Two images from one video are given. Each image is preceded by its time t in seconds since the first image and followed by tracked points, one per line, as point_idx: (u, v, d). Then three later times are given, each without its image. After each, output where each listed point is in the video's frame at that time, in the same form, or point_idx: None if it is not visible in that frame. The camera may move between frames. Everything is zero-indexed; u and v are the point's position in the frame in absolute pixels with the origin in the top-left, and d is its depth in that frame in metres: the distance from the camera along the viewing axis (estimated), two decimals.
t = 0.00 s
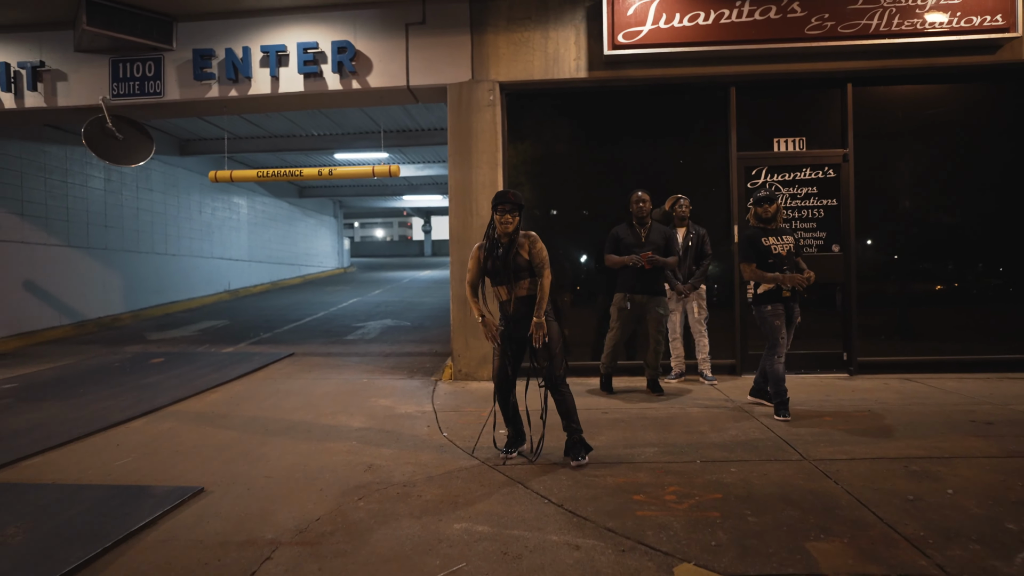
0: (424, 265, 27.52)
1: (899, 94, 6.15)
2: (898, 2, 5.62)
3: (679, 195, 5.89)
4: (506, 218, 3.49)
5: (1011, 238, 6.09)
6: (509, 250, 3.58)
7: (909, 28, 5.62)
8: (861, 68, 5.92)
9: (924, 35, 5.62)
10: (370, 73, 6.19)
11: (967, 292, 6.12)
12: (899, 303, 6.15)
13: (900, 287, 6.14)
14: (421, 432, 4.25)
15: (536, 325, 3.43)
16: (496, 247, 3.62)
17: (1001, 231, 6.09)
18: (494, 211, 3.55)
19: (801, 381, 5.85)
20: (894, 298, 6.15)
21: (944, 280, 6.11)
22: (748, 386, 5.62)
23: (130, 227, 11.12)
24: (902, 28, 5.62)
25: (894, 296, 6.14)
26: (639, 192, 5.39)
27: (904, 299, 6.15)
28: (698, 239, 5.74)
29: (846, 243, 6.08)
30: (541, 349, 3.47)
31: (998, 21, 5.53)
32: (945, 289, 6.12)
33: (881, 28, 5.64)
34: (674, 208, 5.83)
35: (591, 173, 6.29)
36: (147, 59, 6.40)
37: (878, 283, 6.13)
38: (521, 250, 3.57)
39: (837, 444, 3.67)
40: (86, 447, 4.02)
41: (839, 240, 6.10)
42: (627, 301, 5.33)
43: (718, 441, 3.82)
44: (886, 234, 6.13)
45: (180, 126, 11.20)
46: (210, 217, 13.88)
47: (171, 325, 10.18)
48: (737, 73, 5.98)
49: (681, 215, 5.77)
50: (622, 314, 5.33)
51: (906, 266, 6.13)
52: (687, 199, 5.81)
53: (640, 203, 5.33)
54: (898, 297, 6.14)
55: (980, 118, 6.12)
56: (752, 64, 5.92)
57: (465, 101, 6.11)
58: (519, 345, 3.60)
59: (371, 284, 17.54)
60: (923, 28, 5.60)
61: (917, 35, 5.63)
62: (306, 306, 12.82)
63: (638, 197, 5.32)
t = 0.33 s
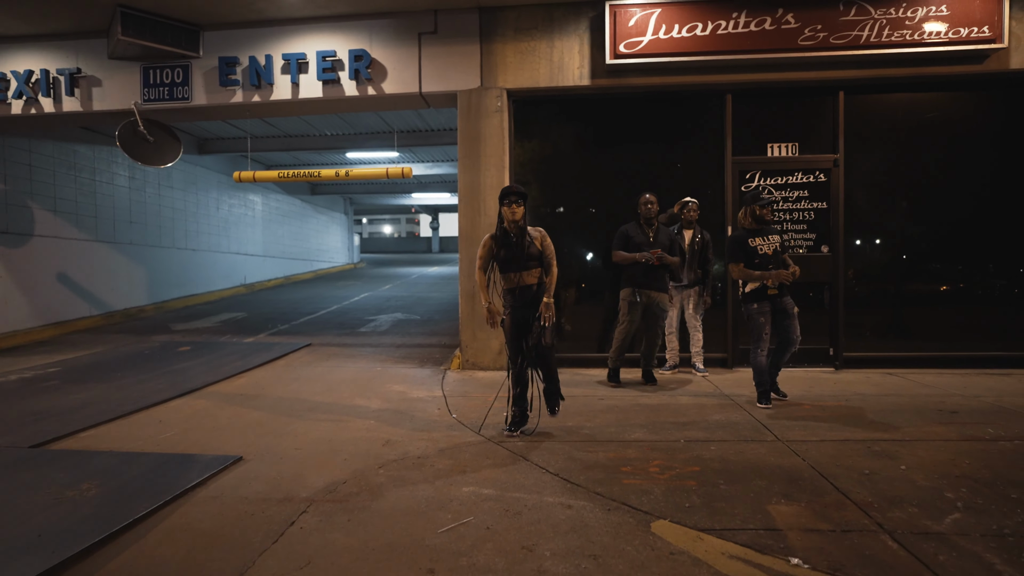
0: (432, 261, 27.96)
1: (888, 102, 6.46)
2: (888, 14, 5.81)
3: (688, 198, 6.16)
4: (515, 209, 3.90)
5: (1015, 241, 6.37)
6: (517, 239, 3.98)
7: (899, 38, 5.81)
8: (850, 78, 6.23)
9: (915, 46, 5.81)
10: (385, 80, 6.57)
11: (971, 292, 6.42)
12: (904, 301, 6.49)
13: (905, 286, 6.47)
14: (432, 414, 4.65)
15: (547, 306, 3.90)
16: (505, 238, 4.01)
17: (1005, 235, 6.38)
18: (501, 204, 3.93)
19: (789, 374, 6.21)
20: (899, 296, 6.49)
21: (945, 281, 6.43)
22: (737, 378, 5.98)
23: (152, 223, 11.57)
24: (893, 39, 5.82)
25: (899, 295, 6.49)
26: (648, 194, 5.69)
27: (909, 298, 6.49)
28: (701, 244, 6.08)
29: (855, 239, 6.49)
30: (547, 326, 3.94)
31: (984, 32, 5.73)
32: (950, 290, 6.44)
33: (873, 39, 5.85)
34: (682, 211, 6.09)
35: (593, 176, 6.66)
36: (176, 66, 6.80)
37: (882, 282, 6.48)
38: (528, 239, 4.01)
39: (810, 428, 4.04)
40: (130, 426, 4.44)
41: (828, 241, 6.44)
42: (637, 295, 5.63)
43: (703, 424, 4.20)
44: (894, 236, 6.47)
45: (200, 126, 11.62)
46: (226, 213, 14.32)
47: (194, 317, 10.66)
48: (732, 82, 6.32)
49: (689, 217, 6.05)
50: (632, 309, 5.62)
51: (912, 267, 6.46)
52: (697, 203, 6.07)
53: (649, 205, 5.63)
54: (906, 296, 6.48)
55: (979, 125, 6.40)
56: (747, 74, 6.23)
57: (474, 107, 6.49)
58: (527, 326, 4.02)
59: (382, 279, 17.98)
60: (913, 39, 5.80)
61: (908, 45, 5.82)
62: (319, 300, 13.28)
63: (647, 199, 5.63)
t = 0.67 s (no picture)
0: (437, 259, 28.33)
1: (874, 111, 6.77)
2: (873, 29, 6.12)
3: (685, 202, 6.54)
4: (535, 217, 4.32)
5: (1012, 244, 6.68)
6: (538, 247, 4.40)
7: (883, 52, 6.12)
8: (838, 89, 6.54)
9: (895, 60, 6.14)
10: (396, 89, 6.92)
11: (967, 292, 6.74)
12: (902, 299, 6.82)
13: (905, 284, 6.80)
14: (441, 405, 5.00)
15: (558, 306, 4.32)
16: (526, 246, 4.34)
17: (1002, 238, 6.69)
18: (519, 211, 4.33)
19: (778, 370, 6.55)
20: (900, 294, 6.82)
21: (938, 280, 6.77)
22: (727, 374, 6.34)
23: (167, 222, 11.94)
24: (875, 53, 6.13)
25: (898, 292, 6.82)
26: (646, 200, 6.04)
27: (907, 296, 6.82)
28: (700, 246, 6.34)
29: (857, 237, 6.82)
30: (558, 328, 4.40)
31: (962, 47, 6.02)
32: (949, 288, 6.76)
33: (857, 53, 6.16)
34: (680, 213, 6.48)
35: (593, 180, 6.99)
36: (197, 74, 7.15)
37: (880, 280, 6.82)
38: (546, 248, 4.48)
39: (789, 419, 4.39)
40: (163, 415, 4.80)
41: (815, 244, 6.77)
42: (643, 292, 5.93)
43: (692, 415, 4.55)
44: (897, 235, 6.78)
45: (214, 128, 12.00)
46: (237, 211, 14.69)
47: (209, 313, 11.05)
48: (725, 92, 6.64)
49: (688, 220, 6.44)
50: (637, 305, 5.92)
51: (914, 265, 6.78)
52: (694, 207, 6.47)
53: (647, 211, 5.99)
54: (905, 293, 6.81)
55: (976, 133, 6.71)
56: (740, 85, 6.55)
57: (481, 115, 6.83)
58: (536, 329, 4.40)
59: (388, 277, 18.34)
60: (894, 54, 6.11)
61: (889, 59, 6.15)
62: (328, 297, 13.65)
63: (646, 205, 5.98)
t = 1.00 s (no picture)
0: (442, 260, 28.67)
1: (859, 123, 7.13)
2: (854, 47, 6.58)
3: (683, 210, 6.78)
4: (553, 226, 4.67)
5: (1002, 246, 7.01)
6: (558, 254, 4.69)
7: (864, 69, 6.59)
8: (825, 102, 6.89)
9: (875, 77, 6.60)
10: (406, 101, 7.27)
11: (959, 291, 7.06)
12: (901, 298, 7.14)
13: (904, 284, 7.12)
14: (449, 400, 5.35)
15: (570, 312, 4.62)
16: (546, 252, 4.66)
17: (992, 240, 7.02)
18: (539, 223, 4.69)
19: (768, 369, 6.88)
20: (896, 293, 7.14)
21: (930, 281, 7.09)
22: (720, 372, 6.67)
23: (180, 225, 12.30)
24: (857, 70, 6.59)
25: (893, 291, 7.14)
26: (644, 206, 6.28)
27: (902, 295, 7.14)
28: (696, 251, 6.71)
29: (850, 241, 7.15)
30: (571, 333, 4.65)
31: (938, 65, 6.46)
32: (949, 288, 7.07)
33: (840, 70, 6.61)
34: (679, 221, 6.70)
35: (592, 188, 7.32)
36: (217, 87, 7.52)
37: (874, 281, 7.14)
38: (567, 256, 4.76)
39: (772, 414, 4.73)
40: (190, 409, 5.15)
41: (804, 249, 7.10)
42: (646, 297, 6.14)
43: (683, 411, 4.89)
44: (894, 238, 7.11)
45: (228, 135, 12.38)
46: (247, 214, 15.06)
47: (221, 313, 11.39)
48: (718, 105, 6.98)
49: (685, 226, 6.66)
50: (641, 309, 6.15)
51: (909, 266, 7.11)
52: (690, 213, 6.68)
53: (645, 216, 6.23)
54: (901, 292, 7.13)
55: (963, 142, 7.05)
56: (731, 98, 6.90)
57: (486, 125, 7.17)
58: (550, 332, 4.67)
59: (394, 278, 18.68)
60: (875, 71, 6.57)
61: (870, 75, 6.60)
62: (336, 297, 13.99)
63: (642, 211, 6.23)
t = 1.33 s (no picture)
0: (446, 263, 29.06)
1: (847, 136, 7.50)
2: (841, 64, 6.94)
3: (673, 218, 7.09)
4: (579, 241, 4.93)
5: (984, 252, 7.34)
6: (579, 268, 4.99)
7: (850, 85, 6.95)
8: (813, 116, 7.25)
9: (861, 92, 6.95)
10: (415, 114, 7.66)
11: (943, 295, 7.41)
12: (902, 301, 7.48)
13: (904, 288, 7.46)
14: (456, 397, 5.72)
15: (582, 323, 4.90)
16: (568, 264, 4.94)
17: (974, 246, 7.36)
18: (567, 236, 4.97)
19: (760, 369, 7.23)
20: (882, 297, 7.49)
21: (916, 286, 7.44)
22: (714, 372, 7.03)
23: (194, 229, 12.70)
24: (843, 86, 6.96)
25: (890, 295, 7.48)
26: (643, 215, 6.66)
27: (892, 298, 7.49)
28: (686, 254, 7.00)
29: (838, 247, 7.51)
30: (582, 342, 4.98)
31: (920, 81, 6.86)
32: (949, 292, 7.40)
33: (827, 87, 6.99)
34: (669, 229, 6.98)
35: (593, 197, 7.70)
36: (236, 100, 7.92)
37: (861, 285, 7.50)
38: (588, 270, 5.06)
39: (757, 410, 5.09)
40: (216, 403, 5.53)
41: (794, 255, 7.45)
42: (648, 302, 6.44)
43: (675, 407, 5.26)
44: (880, 244, 7.47)
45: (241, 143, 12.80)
46: (258, 218, 15.47)
47: (234, 315, 11.79)
48: (711, 118, 7.35)
49: (676, 234, 6.95)
50: (644, 314, 6.47)
51: (895, 272, 7.45)
52: (680, 221, 6.98)
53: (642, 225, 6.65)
54: (887, 296, 7.48)
55: (952, 153, 7.40)
56: (725, 112, 7.26)
57: (491, 137, 7.56)
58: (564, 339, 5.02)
59: (400, 280, 19.09)
60: (860, 87, 6.93)
61: (856, 92, 6.96)
62: (345, 300, 14.39)
63: (641, 220, 6.64)
